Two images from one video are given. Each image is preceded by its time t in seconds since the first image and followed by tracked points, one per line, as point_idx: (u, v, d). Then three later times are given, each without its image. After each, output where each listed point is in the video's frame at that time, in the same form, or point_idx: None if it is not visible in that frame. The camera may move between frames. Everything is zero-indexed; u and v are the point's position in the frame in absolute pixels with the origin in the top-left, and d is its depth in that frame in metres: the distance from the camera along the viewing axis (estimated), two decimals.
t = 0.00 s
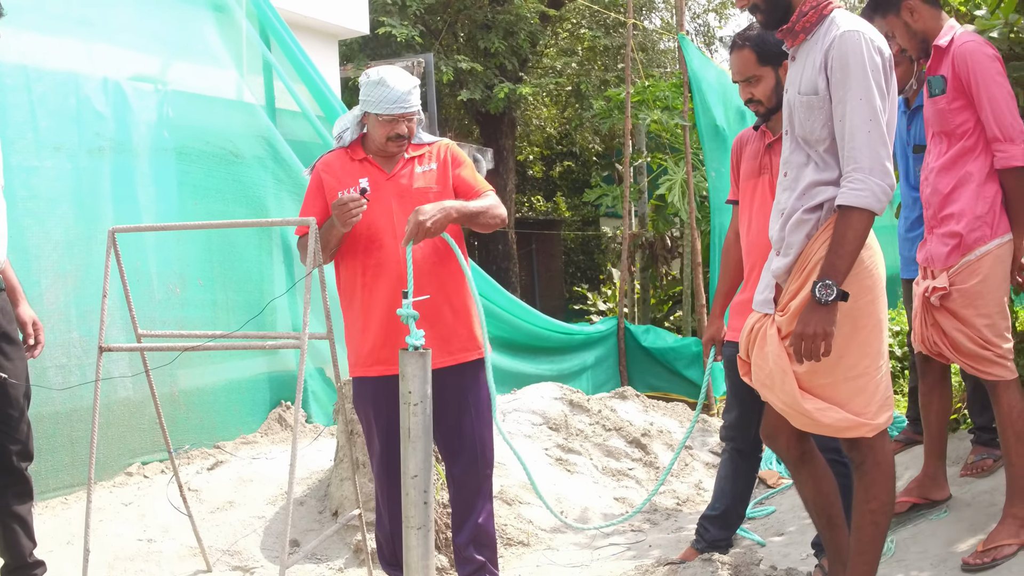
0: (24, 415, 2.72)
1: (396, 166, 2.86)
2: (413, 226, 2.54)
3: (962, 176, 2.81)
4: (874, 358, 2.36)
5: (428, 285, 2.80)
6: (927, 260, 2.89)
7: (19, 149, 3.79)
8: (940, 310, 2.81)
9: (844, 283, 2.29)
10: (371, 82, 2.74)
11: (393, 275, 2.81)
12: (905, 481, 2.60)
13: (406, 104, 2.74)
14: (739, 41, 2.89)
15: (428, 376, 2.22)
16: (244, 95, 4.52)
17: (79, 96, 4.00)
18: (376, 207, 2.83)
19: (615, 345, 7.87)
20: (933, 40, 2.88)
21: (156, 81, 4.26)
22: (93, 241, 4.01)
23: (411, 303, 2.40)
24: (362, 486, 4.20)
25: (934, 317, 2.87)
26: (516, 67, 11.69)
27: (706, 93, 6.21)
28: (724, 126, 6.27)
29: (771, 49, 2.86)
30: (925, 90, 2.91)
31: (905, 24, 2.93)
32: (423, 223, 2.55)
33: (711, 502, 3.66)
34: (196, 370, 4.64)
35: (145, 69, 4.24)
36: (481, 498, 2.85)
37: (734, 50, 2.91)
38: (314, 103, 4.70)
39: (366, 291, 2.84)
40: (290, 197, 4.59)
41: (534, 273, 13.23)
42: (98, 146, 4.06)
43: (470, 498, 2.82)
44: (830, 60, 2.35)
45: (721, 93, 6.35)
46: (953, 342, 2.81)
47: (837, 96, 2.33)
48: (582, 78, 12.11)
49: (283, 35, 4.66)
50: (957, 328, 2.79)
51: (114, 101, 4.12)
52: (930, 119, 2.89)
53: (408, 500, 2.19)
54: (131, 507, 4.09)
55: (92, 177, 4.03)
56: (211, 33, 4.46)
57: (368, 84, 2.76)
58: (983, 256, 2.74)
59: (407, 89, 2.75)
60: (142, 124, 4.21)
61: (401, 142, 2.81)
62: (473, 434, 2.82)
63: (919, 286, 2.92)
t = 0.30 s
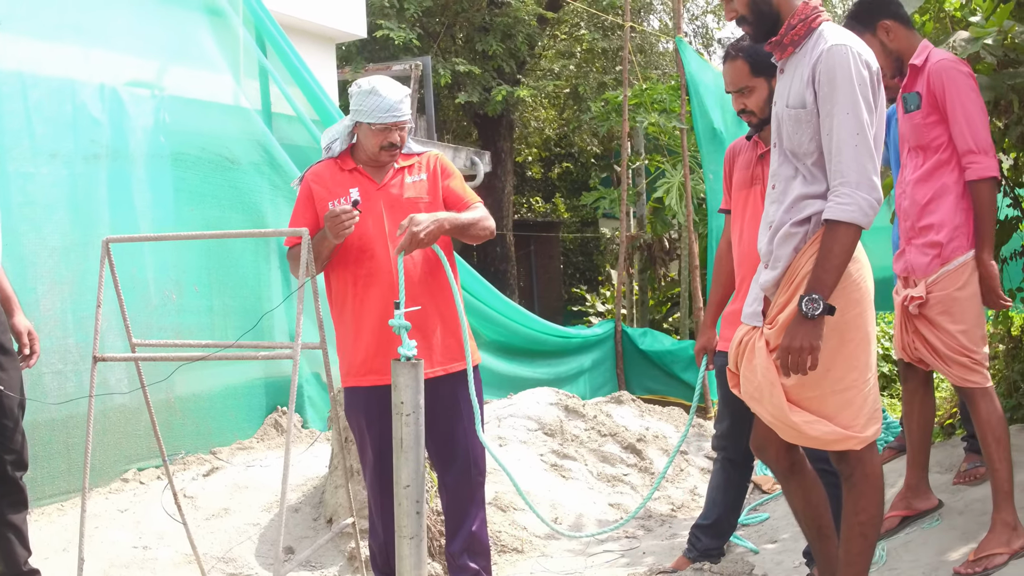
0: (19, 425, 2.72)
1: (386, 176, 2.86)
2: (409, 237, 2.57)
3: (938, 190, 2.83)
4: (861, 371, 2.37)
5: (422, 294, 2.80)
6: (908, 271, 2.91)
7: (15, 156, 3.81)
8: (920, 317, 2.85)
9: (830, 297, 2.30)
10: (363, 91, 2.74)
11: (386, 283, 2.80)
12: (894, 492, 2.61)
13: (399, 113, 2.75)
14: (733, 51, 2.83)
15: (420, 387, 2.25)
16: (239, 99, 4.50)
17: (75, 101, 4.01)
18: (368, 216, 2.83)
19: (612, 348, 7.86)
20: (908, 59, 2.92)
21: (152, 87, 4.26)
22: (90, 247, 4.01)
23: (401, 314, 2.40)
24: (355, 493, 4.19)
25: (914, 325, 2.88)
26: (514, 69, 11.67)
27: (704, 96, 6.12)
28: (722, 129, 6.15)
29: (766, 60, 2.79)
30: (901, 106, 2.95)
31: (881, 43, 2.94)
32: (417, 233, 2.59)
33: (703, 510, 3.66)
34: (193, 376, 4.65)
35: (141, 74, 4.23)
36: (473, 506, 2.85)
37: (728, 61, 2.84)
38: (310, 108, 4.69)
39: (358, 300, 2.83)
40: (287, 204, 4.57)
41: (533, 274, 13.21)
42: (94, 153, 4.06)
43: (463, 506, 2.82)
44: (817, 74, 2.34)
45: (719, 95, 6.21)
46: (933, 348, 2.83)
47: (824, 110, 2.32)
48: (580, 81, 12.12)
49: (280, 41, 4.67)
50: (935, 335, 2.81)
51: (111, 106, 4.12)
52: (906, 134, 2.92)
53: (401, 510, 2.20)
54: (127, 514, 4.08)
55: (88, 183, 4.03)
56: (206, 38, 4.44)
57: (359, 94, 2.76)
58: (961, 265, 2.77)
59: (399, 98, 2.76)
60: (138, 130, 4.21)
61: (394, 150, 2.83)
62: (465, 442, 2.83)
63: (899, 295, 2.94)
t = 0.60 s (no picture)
0: (15, 434, 2.72)
1: (381, 186, 2.86)
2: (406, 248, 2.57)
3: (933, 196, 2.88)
4: (853, 384, 2.36)
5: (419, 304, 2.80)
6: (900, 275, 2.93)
7: (12, 163, 3.81)
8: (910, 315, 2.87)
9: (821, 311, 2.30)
10: (354, 102, 2.76)
11: (382, 293, 2.80)
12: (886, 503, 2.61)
13: (388, 125, 2.75)
14: (728, 61, 2.83)
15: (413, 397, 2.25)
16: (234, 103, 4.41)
17: (72, 106, 3.99)
18: (364, 225, 2.82)
19: (609, 351, 7.84)
20: (899, 66, 2.91)
21: (149, 92, 4.21)
22: (86, 253, 3.98)
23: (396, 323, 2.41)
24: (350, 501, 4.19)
25: (904, 323, 2.90)
26: (511, 71, 11.66)
27: (701, 99, 6.09)
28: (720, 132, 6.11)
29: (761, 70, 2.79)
30: (894, 112, 2.97)
31: (876, 45, 2.90)
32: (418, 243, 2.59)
33: (698, 519, 3.63)
34: (190, 380, 4.65)
35: (137, 79, 4.18)
36: (468, 514, 2.85)
37: (723, 71, 2.85)
38: (304, 111, 4.53)
39: (354, 309, 2.82)
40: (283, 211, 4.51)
41: (530, 276, 13.18)
42: (89, 160, 4.05)
43: (458, 514, 2.82)
44: (808, 87, 2.34)
45: (716, 98, 6.17)
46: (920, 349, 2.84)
47: (815, 123, 2.32)
48: (577, 83, 12.12)
49: (276, 46, 4.52)
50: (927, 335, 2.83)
51: (107, 112, 4.10)
52: (901, 139, 2.94)
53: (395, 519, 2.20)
54: (123, 521, 4.07)
55: (85, 190, 4.02)
56: (202, 43, 4.34)
57: (351, 104, 2.78)
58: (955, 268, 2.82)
59: (389, 109, 2.76)
60: (135, 136, 4.17)
61: (382, 162, 2.82)
62: (461, 450, 2.83)
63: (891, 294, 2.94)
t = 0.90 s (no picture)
0: (13, 443, 2.71)
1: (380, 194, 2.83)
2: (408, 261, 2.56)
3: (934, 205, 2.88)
4: (852, 395, 2.35)
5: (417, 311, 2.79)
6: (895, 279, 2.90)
7: (10, 166, 3.77)
8: (902, 333, 2.87)
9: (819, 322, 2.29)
10: (344, 112, 2.72)
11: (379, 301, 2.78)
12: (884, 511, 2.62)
13: (378, 135, 2.72)
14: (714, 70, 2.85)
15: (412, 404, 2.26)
16: (231, 106, 4.38)
17: (70, 109, 3.95)
18: (363, 234, 2.79)
19: (608, 354, 7.83)
20: (921, 67, 2.92)
21: (147, 96, 4.17)
22: (85, 258, 3.96)
23: (396, 331, 2.40)
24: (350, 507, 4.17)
25: (896, 340, 2.90)
26: (510, 73, 11.64)
27: (700, 102, 6.04)
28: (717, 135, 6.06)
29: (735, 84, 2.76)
30: (908, 115, 2.98)
31: (904, 43, 2.90)
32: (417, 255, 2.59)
33: (698, 527, 3.63)
34: (189, 385, 4.62)
35: (136, 83, 4.15)
36: (467, 520, 2.84)
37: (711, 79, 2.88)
38: (303, 114, 4.53)
39: (354, 318, 2.81)
40: (283, 216, 4.49)
41: (528, 277, 13.16)
42: (87, 165, 4.00)
43: (457, 519, 2.82)
44: (807, 97, 2.33)
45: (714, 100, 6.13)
46: (915, 366, 2.85)
47: (814, 133, 2.31)
48: (575, 85, 12.10)
49: (274, 49, 4.51)
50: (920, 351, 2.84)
51: (105, 114, 4.06)
52: (910, 143, 2.95)
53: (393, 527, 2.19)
54: (122, 527, 4.05)
55: (82, 195, 3.97)
56: (200, 45, 4.31)
57: (341, 114, 2.74)
58: (947, 283, 2.83)
59: (380, 118, 2.73)
60: (133, 139, 4.13)
61: (375, 171, 2.79)
62: (460, 454, 2.83)
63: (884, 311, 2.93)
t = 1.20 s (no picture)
0: (13, 451, 2.69)
1: (382, 200, 2.81)
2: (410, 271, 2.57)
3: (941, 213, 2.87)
4: (853, 405, 2.35)
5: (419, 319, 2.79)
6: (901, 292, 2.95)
7: (8, 170, 3.70)
8: (915, 341, 2.89)
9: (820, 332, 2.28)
10: (345, 120, 2.71)
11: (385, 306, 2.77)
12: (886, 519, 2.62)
13: (379, 143, 2.71)
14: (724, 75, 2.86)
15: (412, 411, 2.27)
16: (230, 109, 4.34)
17: (69, 113, 3.89)
18: (366, 240, 2.77)
19: (606, 357, 7.84)
20: (932, 71, 2.92)
21: (146, 99, 4.12)
22: (84, 263, 3.90)
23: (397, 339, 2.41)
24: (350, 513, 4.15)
25: (907, 347, 2.93)
26: (508, 75, 11.63)
27: (698, 104, 5.94)
28: (716, 137, 5.96)
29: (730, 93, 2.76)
30: (916, 123, 2.98)
31: (917, 46, 2.92)
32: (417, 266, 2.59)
33: (700, 534, 3.63)
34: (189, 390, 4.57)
35: (135, 86, 4.09)
36: (468, 527, 2.84)
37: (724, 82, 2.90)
38: (301, 117, 4.51)
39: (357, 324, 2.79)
40: (282, 219, 4.48)
41: (526, 278, 13.14)
42: (87, 170, 3.95)
43: (458, 527, 2.82)
44: (808, 107, 2.31)
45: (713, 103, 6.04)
46: (928, 373, 2.86)
47: (815, 143, 2.29)
48: (573, 86, 12.09)
49: (273, 52, 4.48)
50: (932, 359, 2.86)
51: (104, 118, 4.00)
52: (918, 151, 2.95)
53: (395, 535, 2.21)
54: (122, 533, 4.01)
55: (81, 200, 3.92)
56: (198, 48, 4.26)
57: (342, 122, 2.73)
58: (954, 293, 2.83)
59: (381, 126, 2.72)
60: (133, 143, 4.09)
61: (376, 179, 2.80)
62: (462, 462, 2.82)
63: (894, 319, 2.96)
